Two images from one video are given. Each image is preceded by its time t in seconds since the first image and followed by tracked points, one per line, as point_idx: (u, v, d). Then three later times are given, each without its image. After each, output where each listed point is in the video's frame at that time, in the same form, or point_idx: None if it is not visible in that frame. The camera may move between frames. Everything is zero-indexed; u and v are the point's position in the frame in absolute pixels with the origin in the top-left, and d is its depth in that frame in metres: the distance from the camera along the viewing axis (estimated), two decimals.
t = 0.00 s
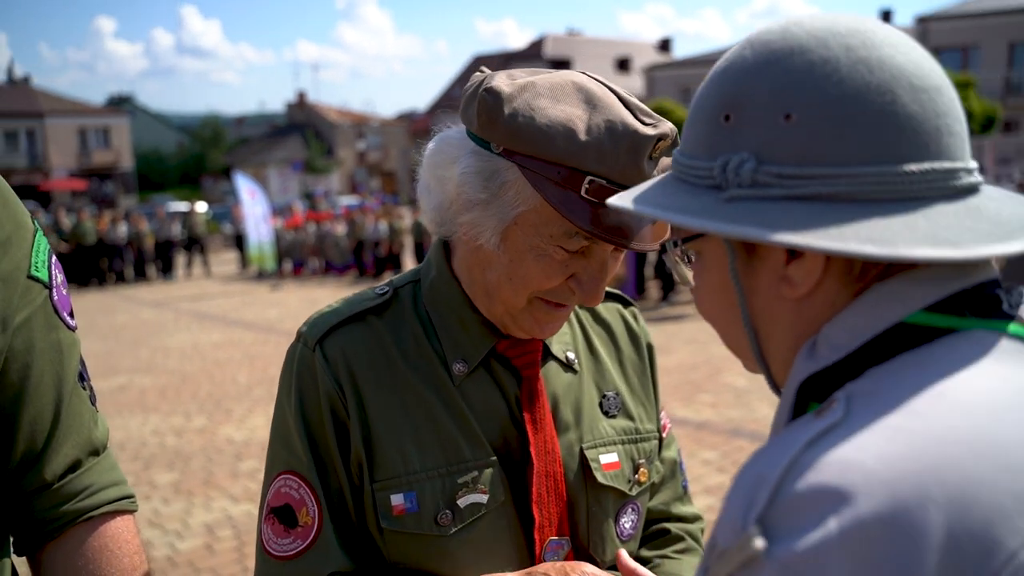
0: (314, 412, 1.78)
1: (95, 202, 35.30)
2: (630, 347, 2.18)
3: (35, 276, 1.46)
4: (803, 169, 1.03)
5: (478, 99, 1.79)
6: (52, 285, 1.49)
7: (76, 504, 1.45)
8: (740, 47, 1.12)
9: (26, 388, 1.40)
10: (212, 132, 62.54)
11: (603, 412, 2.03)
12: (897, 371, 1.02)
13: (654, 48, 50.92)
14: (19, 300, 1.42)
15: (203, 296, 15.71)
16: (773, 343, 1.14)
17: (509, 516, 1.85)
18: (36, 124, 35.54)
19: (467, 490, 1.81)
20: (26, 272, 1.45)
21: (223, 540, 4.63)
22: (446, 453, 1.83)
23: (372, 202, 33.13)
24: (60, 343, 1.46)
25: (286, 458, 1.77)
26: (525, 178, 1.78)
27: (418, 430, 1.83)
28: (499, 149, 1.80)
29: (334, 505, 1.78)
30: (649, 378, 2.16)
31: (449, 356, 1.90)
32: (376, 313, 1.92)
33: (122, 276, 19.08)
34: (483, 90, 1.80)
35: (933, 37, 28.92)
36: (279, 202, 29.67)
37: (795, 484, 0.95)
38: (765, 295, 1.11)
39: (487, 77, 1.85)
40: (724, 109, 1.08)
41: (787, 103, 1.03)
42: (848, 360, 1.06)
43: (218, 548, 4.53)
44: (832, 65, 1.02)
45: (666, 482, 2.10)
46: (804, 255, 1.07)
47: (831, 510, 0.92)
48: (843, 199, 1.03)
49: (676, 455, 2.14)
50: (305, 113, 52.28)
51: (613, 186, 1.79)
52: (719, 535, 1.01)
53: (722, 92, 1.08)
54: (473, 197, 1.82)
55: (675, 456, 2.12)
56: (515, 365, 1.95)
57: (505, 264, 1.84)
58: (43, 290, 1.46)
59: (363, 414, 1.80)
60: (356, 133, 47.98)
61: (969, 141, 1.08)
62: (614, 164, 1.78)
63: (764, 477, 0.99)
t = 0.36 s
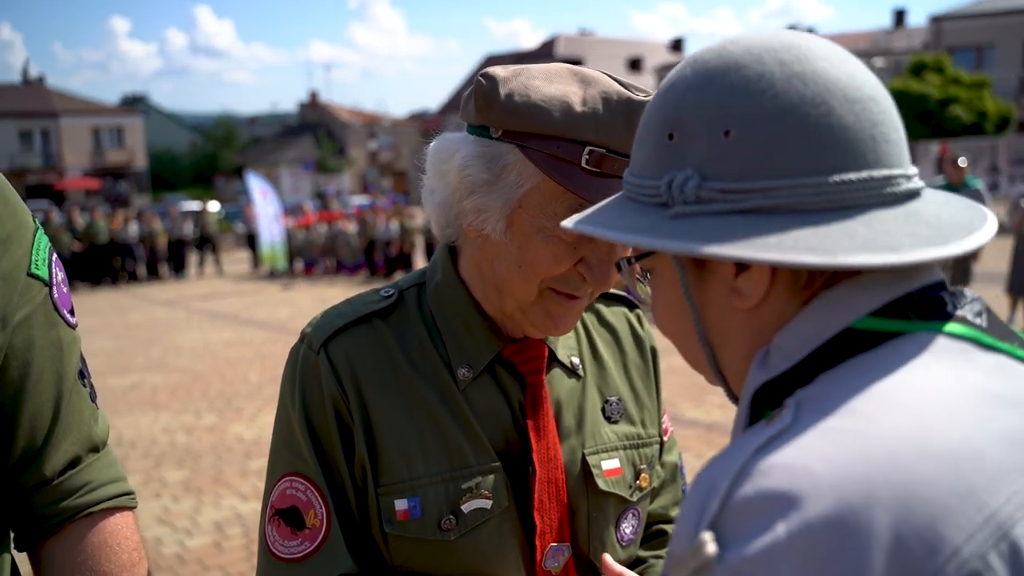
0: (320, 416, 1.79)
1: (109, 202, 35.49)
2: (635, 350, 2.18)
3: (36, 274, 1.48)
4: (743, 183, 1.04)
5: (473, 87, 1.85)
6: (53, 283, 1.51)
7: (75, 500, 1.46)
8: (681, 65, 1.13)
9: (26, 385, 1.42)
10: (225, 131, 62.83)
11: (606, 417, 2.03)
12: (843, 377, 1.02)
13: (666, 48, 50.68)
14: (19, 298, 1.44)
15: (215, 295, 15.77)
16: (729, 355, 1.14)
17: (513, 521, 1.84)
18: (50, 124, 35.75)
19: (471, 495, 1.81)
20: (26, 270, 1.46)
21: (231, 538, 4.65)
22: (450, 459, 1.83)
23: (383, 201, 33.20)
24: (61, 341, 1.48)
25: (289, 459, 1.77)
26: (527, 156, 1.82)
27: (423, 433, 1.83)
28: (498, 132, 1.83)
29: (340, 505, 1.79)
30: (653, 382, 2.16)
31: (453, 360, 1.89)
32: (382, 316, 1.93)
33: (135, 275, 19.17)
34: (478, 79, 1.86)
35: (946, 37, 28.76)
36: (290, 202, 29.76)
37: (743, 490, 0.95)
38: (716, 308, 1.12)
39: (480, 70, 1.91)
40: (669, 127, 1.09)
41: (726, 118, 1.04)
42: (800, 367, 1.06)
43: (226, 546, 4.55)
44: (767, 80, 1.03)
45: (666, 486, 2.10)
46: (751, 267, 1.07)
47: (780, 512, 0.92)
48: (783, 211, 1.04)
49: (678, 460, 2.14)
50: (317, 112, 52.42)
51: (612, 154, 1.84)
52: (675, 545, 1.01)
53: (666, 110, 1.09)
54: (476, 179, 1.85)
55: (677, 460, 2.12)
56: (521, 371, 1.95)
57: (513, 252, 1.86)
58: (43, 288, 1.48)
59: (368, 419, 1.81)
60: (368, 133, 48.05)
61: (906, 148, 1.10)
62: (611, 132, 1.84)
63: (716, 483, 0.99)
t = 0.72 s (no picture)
0: (325, 419, 1.78)
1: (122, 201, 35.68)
2: (642, 351, 2.17)
3: (39, 270, 1.48)
4: (713, 186, 1.03)
5: (476, 81, 1.88)
6: (56, 278, 1.51)
7: (76, 496, 1.47)
8: (653, 70, 1.12)
9: (29, 380, 1.43)
10: (237, 131, 63.06)
11: (612, 419, 2.02)
12: (815, 377, 1.01)
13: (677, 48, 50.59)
14: (22, 294, 1.44)
15: (227, 294, 15.83)
16: (707, 357, 1.13)
17: (517, 525, 1.83)
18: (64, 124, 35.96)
19: (476, 499, 1.81)
20: (29, 266, 1.47)
21: (241, 535, 4.67)
22: (455, 463, 1.83)
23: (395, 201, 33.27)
24: (63, 336, 1.48)
25: (294, 460, 1.77)
26: (532, 144, 1.82)
27: (427, 436, 1.83)
28: (503, 123, 1.84)
29: (344, 507, 1.79)
30: (659, 384, 2.16)
31: (462, 363, 1.89)
32: (390, 318, 1.93)
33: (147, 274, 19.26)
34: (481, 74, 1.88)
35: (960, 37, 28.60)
36: (302, 201, 29.84)
37: (714, 490, 0.94)
38: (692, 310, 1.11)
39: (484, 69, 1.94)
40: (639, 132, 1.08)
41: (694, 122, 1.03)
42: (776, 368, 1.04)
43: (235, 543, 4.57)
44: (734, 83, 1.02)
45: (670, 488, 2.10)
46: (725, 270, 1.06)
47: (753, 512, 0.91)
48: (755, 213, 1.03)
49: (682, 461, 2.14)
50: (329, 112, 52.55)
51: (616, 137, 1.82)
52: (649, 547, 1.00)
53: (636, 116, 1.08)
54: (481, 167, 1.86)
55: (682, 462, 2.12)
56: (529, 375, 1.94)
57: (520, 243, 1.86)
58: (47, 284, 1.49)
59: (374, 420, 1.81)
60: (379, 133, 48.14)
61: (877, 145, 1.08)
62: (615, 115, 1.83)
63: (688, 484, 0.98)
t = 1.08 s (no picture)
0: (336, 417, 1.78)
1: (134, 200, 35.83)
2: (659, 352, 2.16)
3: (43, 264, 1.48)
4: (706, 179, 1.02)
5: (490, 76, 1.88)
6: (60, 273, 1.51)
7: (80, 491, 1.47)
8: (647, 65, 1.11)
9: (32, 374, 1.43)
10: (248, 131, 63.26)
11: (625, 421, 2.01)
12: (812, 373, 0.99)
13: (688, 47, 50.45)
14: (25, 288, 1.44)
15: (237, 293, 15.87)
16: (703, 352, 1.12)
17: (528, 529, 1.82)
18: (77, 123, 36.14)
19: (487, 503, 1.79)
20: (33, 259, 1.47)
21: (250, 533, 4.67)
22: (467, 466, 1.82)
23: (405, 201, 33.30)
24: (68, 331, 1.48)
25: (304, 459, 1.76)
26: (546, 138, 1.82)
27: (437, 438, 1.82)
28: (517, 117, 1.84)
29: (354, 508, 1.79)
30: (676, 385, 2.14)
31: (475, 365, 1.88)
32: (404, 318, 1.92)
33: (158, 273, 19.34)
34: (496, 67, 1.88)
35: (973, 37, 28.43)
36: (312, 200, 29.91)
37: (707, 488, 0.93)
38: (689, 305, 1.10)
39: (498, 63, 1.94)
40: (633, 127, 1.07)
41: (687, 115, 1.02)
42: (771, 363, 1.03)
43: (244, 541, 4.58)
44: (727, 76, 1.00)
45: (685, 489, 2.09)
46: (720, 264, 1.05)
47: (747, 510, 0.89)
48: (748, 205, 1.01)
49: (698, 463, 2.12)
50: (339, 112, 52.66)
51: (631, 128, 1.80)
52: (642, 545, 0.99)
53: (630, 112, 1.07)
54: (494, 161, 1.85)
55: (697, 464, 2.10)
56: (544, 377, 1.93)
57: (535, 240, 1.84)
58: (50, 278, 1.49)
59: (384, 420, 1.80)
60: (389, 133, 48.21)
61: (874, 136, 1.06)
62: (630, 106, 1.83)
63: (680, 482, 0.97)
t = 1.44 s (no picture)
0: (348, 408, 1.77)
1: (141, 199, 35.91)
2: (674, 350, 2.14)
3: (47, 258, 1.48)
4: (707, 169, 1.01)
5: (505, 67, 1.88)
6: (64, 267, 1.51)
7: (83, 487, 1.46)
8: (649, 58, 1.10)
9: (36, 369, 1.42)
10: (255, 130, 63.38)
11: (639, 419, 2.00)
12: (820, 367, 0.98)
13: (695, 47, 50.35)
14: (29, 282, 1.44)
15: (243, 292, 15.89)
16: (709, 347, 1.10)
17: (540, 525, 1.81)
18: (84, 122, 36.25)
19: (499, 499, 1.78)
20: (37, 253, 1.46)
21: (256, 532, 4.67)
22: (479, 460, 1.81)
23: (411, 200, 33.31)
24: (71, 325, 1.48)
25: (315, 455, 1.76)
26: (558, 130, 1.81)
27: (448, 433, 1.81)
28: (530, 109, 1.84)
29: (366, 502, 1.78)
30: (690, 383, 2.13)
31: (489, 360, 1.87)
32: (416, 312, 1.91)
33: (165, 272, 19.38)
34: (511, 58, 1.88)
35: (981, 36, 28.32)
36: (319, 199, 29.95)
37: (713, 486, 0.92)
38: (693, 300, 1.09)
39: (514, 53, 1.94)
40: (635, 119, 1.07)
41: (687, 106, 1.01)
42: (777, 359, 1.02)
43: (251, 539, 4.58)
44: (726, 65, 0.99)
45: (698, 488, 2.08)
46: (723, 256, 1.04)
47: (752, 508, 0.88)
48: (749, 195, 1.00)
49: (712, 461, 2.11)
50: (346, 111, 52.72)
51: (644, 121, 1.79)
52: (648, 542, 0.98)
53: (630, 104, 1.06)
54: (506, 153, 1.85)
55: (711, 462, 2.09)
56: (557, 373, 1.92)
57: (545, 232, 1.84)
58: (54, 272, 1.48)
59: (397, 414, 1.79)
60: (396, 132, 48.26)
61: (880, 124, 1.05)
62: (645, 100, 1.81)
63: (686, 480, 0.96)
